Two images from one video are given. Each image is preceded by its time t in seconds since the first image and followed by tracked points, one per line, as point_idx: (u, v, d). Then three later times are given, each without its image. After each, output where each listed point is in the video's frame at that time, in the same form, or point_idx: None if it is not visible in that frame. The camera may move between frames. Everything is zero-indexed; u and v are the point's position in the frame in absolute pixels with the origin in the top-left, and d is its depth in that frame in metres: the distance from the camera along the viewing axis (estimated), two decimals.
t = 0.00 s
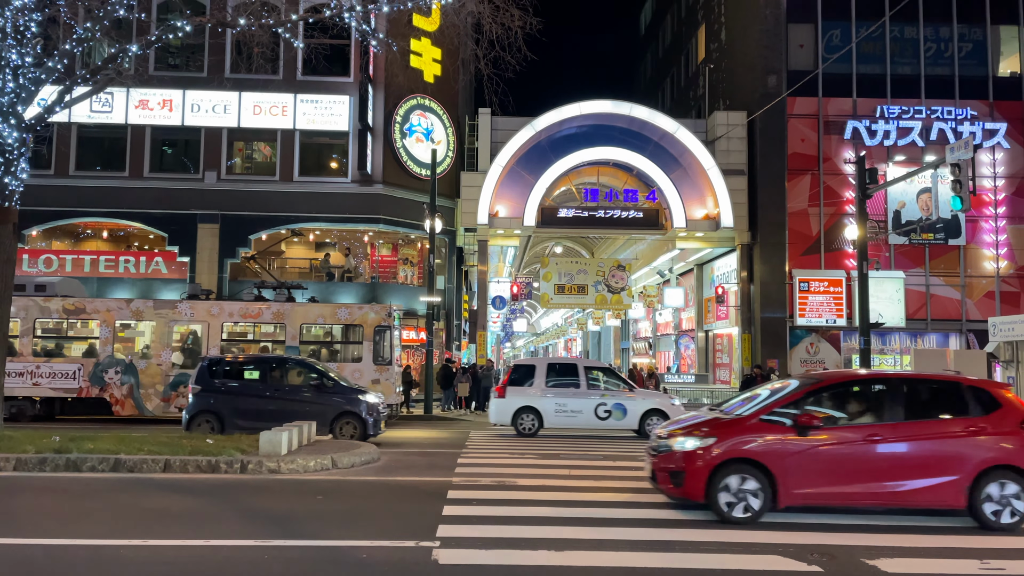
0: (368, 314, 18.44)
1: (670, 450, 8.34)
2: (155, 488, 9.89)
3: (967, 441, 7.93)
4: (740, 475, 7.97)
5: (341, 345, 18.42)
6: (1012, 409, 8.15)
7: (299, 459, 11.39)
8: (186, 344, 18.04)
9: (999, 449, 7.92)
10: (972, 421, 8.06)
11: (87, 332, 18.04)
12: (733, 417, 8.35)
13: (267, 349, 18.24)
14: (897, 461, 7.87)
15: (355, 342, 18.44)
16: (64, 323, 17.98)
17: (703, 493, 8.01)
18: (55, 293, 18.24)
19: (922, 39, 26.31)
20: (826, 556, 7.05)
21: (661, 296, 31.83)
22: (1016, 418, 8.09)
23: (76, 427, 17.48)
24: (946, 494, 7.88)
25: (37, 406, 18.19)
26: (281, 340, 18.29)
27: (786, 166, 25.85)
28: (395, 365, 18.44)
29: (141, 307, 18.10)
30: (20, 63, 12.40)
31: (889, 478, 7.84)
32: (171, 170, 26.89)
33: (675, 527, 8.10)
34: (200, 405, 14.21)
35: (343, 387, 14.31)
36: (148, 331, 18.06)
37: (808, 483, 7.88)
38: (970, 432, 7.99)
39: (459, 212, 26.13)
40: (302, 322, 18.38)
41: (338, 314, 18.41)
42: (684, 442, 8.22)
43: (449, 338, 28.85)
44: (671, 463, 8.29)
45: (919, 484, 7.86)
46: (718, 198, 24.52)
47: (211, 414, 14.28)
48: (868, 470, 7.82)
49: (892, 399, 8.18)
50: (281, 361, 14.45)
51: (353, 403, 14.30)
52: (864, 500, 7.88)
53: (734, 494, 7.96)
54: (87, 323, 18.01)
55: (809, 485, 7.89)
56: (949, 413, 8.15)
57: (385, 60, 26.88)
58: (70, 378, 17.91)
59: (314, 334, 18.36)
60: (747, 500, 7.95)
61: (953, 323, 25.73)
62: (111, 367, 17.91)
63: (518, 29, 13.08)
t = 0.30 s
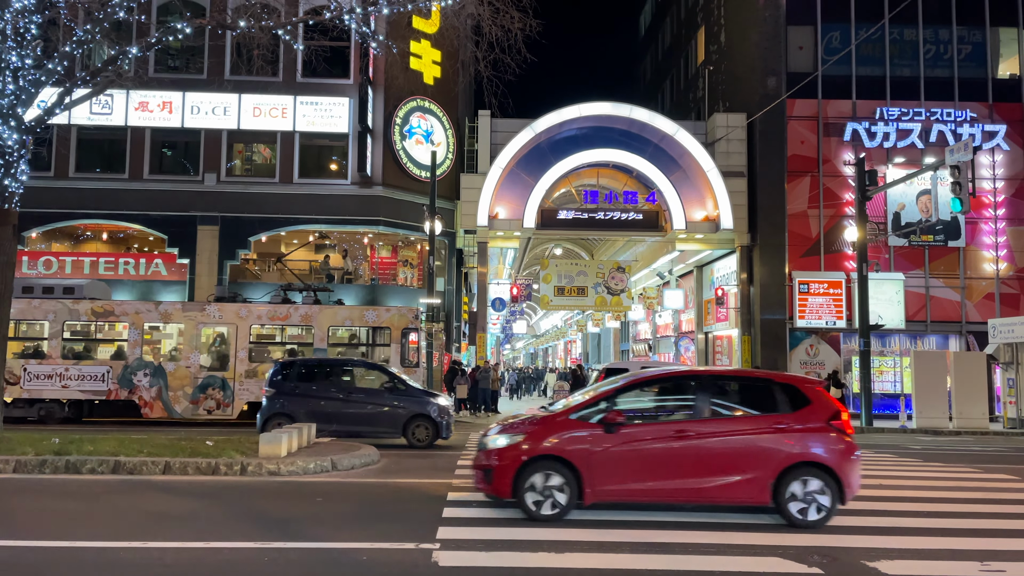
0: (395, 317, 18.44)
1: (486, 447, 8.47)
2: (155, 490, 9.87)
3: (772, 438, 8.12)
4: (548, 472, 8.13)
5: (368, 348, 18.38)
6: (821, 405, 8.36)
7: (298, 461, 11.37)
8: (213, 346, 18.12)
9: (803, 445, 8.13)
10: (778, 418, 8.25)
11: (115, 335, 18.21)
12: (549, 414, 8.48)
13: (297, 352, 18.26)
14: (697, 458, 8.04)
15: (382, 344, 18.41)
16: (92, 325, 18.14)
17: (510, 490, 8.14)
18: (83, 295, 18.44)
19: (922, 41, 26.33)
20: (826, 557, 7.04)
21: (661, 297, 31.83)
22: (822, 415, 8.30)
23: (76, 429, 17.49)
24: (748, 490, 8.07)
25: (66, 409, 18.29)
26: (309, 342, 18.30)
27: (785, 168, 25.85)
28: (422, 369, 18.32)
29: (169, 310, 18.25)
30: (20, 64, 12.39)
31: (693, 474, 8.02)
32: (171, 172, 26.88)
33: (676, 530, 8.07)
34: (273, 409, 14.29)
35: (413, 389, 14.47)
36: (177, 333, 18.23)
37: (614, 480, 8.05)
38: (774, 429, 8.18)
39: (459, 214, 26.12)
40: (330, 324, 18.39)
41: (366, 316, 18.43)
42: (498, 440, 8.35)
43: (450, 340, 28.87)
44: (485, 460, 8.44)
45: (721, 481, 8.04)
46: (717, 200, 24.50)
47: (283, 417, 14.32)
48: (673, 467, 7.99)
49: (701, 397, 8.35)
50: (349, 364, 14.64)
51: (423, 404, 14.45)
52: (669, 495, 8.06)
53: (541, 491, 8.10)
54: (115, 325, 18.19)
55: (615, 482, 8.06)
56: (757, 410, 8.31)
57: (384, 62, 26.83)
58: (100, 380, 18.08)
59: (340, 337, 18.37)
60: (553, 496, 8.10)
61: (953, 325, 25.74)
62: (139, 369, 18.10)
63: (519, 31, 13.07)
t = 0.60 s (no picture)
0: (425, 318, 18.73)
1: (300, 446, 8.40)
2: (155, 492, 9.86)
3: (579, 434, 8.18)
4: (355, 471, 8.07)
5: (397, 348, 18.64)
6: (631, 401, 8.44)
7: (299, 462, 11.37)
8: (244, 349, 18.13)
9: (608, 439, 8.20)
10: (588, 414, 8.31)
11: (145, 336, 18.14)
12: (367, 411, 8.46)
13: (329, 355, 18.37)
14: (505, 454, 8.08)
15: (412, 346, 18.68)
16: (123, 327, 18.06)
17: (316, 490, 8.05)
18: (114, 298, 18.39)
19: (922, 42, 26.33)
20: (826, 558, 7.04)
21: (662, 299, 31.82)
22: (630, 411, 8.37)
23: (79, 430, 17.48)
24: (551, 486, 8.11)
25: (97, 410, 18.20)
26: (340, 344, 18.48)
27: (785, 169, 25.85)
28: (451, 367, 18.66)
29: (200, 311, 18.22)
30: (21, 65, 12.39)
31: (499, 471, 8.05)
32: (170, 173, 26.88)
33: (676, 531, 8.08)
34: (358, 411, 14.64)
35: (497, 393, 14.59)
36: (208, 335, 18.19)
37: (420, 478, 8.03)
38: (585, 424, 8.23)
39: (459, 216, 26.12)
40: (360, 326, 18.61)
41: (395, 319, 18.70)
42: (310, 439, 8.29)
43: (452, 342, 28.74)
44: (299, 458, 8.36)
45: (526, 477, 8.08)
46: (717, 202, 24.52)
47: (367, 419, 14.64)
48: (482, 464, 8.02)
49: (513, 394, 8.39)
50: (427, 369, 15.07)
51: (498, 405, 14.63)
52: (473, 493, 8.06)
53: (346, 489, 8.05)
54: (146, 327, 18.10)
55: (421, 479, 8.04)
56: (570, 406, 8.38)
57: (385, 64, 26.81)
58: (131, 382, 17.99)
59: (371, 338, 18.61)
60: (359, 496, 8.06)
61: (953, 326, 25.73)
62: (170, 371, 17.98)
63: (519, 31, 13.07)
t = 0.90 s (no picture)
0: (458, 320, 18.51)
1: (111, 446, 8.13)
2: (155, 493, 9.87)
3: (390, 431, 8.01)
4: (161, 471, 7.83)
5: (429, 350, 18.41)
6: (448, 398, 8.29)
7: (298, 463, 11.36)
8: (277, 349, 18.05)
9: (422, 436, 8.05)
10: (401, 411, 8.15)
11: (178, 338, 18.05)
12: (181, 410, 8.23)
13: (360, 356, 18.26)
14: (317, 452, 7.87)
15: (445, 348, 18.45)
16: (156, 329, 17.95)
17: (119, 490, 7.80)
18: (147, 299, 18.30)
19: (922, 43, 26.34)
20: (827, 559, 7.04)
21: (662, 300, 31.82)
22: (447, 408, 8.22)
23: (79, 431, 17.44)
24: (360, 484, 7.91)
25: (130, 413, 18.07)
26: (372, 345, 18.33)
27: (785, 170, 25.85)
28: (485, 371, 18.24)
29: (233, 313, 18.13)
30: (21, 67, 12.39)
31: (310, 469, 7.83)
32: (170, 175, 26.87)
33: (673, 531, 8.07)
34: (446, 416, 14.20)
35: (582, 395, 14.12)
36: (241, 337, 18.09)
37: (226, 477, 7.80)
38: (400, 422, 8.07)
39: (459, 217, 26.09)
40: (391, 328, 18.43)
41: (427, 321, 18.50)
42: (118, 439, 8.04)
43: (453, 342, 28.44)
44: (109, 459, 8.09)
45: (335, 475, 7.87)
46: (717, 202, 24.53)
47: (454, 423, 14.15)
48: (290, 461, 7.81)
49: (328, 392, 8.20)
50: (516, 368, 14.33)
51: (589, 410, 14.02)
52: (281, 492, 7.84)
53: (150, 489, 7.80)
54: (180, 329, 18.03)
55: (228, 479, 7.81)
56: (389, 404, 8.22)
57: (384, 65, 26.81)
58: (165, 384, 17.81)
59: (404, 340, 18.42)
60: (162, 496, 7.82)
61: (953, 327, 25.71)
62: (204, 373, 17.82)
63: (518, 33, 13.06)
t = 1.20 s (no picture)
0: (489, 321, 18.84)
1: None
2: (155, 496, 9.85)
3: (202, 431, 7.98)
4: None
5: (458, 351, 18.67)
6: (263, 399, 8.21)
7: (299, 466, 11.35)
8: (311, 352, 18.44)
9: (231, 437, 8.00)
10: (214, 412, 8.09)
11: (211, 341, 18.37)
12: None
13: (393, 357, 18.56)
14: (123, 454, 7.84)
15: (478, 349, 18.73)
16: (190, 330, 18.29)
17: None
18: (179, 302, 18.68)
19: (921, 45, 26.35)
20: (828, 561, 7.04)
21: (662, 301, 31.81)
22: (260, 408, 8.16)
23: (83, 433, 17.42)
24: (167, 486, 7.88)
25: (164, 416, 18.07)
26: (406, 346, 18.64)
27: (785, 171, 25.85)
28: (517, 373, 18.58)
29: (267, 316, 18.51)
30: (21, 69, 12.39)
31: (117, 470, 7.81)
32: (170, 176, 26.88)
33: (676, 534, 8.08)
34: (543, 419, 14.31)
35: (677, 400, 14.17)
36: (274, 339, 18.50)
37: (33, 479, 7.77)
38: (209, 423, 8.03)
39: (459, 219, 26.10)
40: (425, 329, 18.74)
41: (460, 323, 18.82)
42: None
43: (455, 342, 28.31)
44: None
45: (143, 476, 7.85)
46: (717, 204, 24.51)
47: (552, 426, 14.28)
48: (96, 464, 7.78)
49: (141, 391, 8.15)
50: (614, 373, 14.44)
51: (686, 414, 14.08)
52: (88, 494, 7.83)
53: None
54: (215, 331, 18.33)
55: (34, 481, 7.78)
56: (199, 403, 8.16)
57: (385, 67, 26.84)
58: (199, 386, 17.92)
59: (438, 342, 18.72)
60: None
61: (953, 328, 25.70)
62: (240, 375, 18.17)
63: (518, 34, 13.05)
